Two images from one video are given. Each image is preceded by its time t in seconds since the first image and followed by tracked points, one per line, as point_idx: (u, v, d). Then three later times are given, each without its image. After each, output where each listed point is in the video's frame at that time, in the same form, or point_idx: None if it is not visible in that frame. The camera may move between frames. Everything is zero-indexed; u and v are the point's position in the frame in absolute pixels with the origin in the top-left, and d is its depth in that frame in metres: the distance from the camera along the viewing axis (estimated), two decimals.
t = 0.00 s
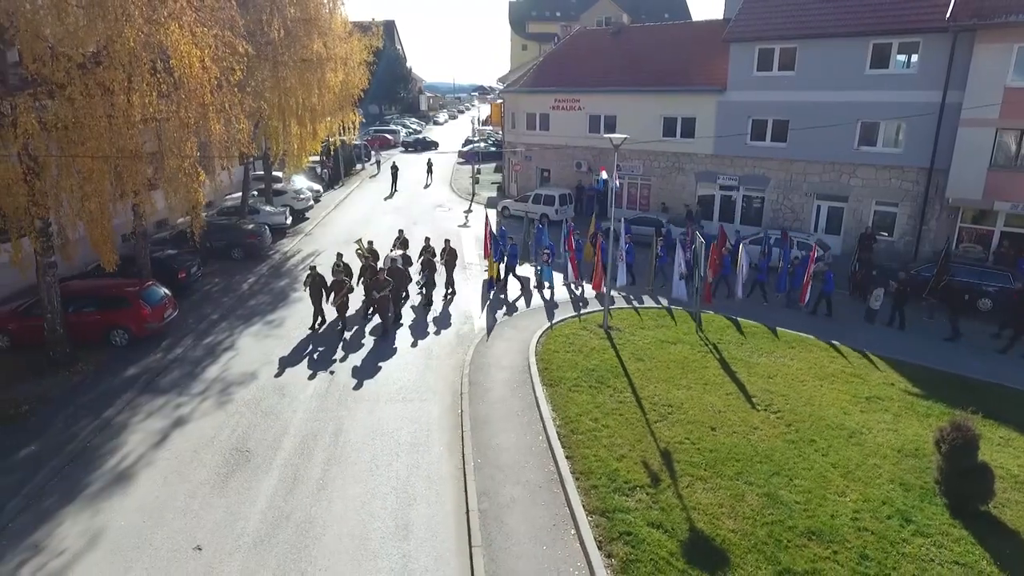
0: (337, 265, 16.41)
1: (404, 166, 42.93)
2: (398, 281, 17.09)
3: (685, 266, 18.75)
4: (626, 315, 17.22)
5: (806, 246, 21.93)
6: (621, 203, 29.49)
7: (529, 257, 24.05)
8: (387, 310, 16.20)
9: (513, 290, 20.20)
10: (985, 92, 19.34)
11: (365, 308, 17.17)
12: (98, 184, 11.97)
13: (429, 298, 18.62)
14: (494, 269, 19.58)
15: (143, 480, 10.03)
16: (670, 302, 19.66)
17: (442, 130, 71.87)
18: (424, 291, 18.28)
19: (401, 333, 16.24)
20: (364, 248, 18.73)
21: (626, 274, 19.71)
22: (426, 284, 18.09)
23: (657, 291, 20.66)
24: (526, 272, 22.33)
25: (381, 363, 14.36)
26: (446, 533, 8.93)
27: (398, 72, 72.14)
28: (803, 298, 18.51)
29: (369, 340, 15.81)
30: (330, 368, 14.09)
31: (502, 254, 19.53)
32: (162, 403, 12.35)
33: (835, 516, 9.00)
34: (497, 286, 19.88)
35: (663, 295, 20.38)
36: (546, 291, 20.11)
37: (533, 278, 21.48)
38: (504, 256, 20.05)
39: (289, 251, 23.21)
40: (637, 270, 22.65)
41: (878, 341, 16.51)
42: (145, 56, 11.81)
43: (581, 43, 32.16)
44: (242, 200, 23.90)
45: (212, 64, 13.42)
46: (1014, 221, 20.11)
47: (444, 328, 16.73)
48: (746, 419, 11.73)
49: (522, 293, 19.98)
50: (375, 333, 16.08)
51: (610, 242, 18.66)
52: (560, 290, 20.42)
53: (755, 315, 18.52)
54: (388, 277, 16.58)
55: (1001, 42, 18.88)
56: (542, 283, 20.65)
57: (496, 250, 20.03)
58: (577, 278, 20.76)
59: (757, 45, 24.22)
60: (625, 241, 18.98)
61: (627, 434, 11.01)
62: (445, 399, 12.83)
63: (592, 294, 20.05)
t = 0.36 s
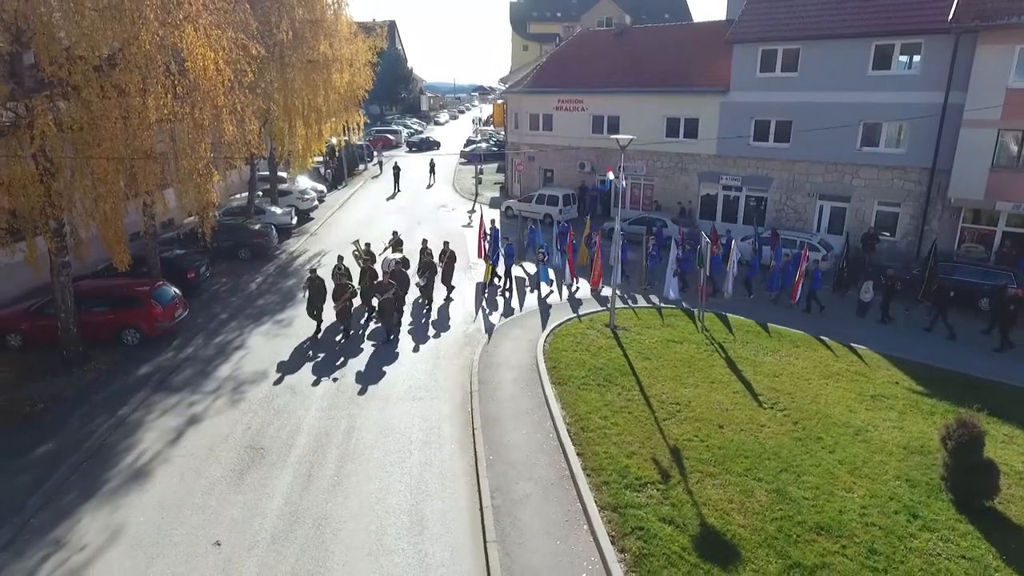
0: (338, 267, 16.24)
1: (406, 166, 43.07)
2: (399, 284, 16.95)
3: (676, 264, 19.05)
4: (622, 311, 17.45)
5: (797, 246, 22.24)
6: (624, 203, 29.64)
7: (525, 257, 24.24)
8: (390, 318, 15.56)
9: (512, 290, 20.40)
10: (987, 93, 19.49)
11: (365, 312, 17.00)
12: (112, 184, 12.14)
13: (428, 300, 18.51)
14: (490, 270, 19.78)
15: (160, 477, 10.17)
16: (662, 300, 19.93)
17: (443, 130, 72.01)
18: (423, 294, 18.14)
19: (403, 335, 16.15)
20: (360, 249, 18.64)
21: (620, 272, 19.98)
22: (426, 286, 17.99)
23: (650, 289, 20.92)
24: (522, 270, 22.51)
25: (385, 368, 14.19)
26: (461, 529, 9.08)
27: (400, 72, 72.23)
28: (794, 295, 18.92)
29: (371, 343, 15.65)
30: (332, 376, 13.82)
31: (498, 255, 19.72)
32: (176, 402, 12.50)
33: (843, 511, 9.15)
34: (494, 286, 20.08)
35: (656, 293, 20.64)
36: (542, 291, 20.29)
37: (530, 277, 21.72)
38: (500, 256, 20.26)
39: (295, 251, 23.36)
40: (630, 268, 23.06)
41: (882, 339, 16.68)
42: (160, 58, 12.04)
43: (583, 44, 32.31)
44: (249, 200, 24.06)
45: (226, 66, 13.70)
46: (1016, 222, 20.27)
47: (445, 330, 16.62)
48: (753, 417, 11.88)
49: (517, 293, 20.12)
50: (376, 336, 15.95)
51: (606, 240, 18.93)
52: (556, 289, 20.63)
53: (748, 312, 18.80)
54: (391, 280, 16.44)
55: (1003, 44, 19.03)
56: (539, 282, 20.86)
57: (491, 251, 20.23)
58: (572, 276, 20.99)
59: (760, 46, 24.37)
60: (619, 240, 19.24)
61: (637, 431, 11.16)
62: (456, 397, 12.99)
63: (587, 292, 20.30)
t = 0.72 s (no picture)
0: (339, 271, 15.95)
1: (408, 167, 43.21)
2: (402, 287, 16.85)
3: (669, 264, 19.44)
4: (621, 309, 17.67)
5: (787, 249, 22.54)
6: (628, 203, 29.77)
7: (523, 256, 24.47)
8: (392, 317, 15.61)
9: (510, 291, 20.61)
10: (990, 95, 19.64)
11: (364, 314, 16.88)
12: (125, 185, 12.28)
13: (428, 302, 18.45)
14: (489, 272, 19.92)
15: (177, 475, 10.32)
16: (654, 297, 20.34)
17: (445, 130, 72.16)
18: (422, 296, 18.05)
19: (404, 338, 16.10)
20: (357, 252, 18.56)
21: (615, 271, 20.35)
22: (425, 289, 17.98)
23: (645, 287, 21.29)
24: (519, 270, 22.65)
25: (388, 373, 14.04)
26: (476, 525, 9.21)
27: (401, 72, 72.36)
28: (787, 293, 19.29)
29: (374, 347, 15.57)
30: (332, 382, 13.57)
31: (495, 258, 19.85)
32: (189, 401, 12.65)
33: (852, 508, 9.28)
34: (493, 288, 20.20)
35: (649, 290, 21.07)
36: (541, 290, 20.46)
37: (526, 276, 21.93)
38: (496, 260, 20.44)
39: (301, 251, 23.49)
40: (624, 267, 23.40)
41: (886, 339, 16.81)
42: (177, 60, 12.30)
43: (586, 45, 32.45)
44: (255, 200, 24.21)
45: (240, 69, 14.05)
46: (1019, 222, 20.40)
47: (449, 331, 16.66)
48: (761, 416, 12.01)
49: (519, 293, 20.26)
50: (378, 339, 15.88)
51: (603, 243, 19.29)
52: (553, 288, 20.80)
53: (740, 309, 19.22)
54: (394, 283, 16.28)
55: (1005, 45, 19.18)
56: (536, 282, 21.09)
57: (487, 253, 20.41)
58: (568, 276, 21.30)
59: (763, 47, 24.52)
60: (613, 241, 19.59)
61: (646, 430, 11.28)
62: (467, 395, 13.12)
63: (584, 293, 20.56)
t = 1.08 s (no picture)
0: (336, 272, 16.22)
1: (411, 167, 43.37)
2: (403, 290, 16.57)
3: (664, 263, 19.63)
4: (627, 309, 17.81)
5: (780, 253, 22.74)
6: (631, 204, 29.93)
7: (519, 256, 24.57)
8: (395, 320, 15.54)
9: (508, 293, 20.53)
10: (993, 96, 19.78)
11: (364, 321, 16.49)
12: (140, 186, 12.41)
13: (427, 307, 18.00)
14: (490, 275, 19.68)
15: (192, 474, 10.50)
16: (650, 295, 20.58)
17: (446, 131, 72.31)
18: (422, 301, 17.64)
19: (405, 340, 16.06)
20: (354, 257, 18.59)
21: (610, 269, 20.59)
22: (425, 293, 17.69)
23: (640, 286, 21.50)
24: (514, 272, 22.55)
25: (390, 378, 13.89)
26: (489, 523, 9.34)
27: (403, 73, 72.49)
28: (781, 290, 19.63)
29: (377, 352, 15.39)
30: (334, 388, 13.37)
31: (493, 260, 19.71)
32: (201, 401, 12.87)
33: (861, 506, 9.40)
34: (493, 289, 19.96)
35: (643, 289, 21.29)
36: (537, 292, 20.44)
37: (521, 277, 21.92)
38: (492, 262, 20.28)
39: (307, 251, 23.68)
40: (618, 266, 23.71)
41: (890, 339, 16.96)
42: (192, 63, 12.44)
43: (589, 46, 32.58)
44: (261, 201, 24.40)
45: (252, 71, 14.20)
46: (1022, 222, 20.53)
47: (456, 331, 16.83)
48: (769, 415, 12.12)
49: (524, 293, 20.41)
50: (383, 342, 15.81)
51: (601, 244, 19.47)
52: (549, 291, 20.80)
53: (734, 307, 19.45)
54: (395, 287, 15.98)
55: (1009, 48, 19.32)
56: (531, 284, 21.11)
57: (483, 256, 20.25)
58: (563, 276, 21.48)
59: (767, 49, 24.65)
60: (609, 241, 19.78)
61: (656, 429, 11.40)
62: (477, 394, 13.26)
63: (582, 294, 20.55)
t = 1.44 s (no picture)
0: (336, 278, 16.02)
1: (413, 167, 43.46)
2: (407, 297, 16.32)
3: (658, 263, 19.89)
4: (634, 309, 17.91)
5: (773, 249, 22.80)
6: (634, 204, 30.01)
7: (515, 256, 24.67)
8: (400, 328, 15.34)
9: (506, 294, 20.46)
10: (996, 97, 19.90)
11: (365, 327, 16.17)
12: (150, 187, 12.52)
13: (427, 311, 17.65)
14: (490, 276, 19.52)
15: (206, 472, 10.62)
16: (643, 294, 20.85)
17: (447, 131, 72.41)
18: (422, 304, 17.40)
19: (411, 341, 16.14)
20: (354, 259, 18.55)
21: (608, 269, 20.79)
22: (426, 297, 17.50)
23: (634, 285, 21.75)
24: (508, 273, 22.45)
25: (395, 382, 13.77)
26: (501, 520, 9.45)
27: (403, 73, 72.54)
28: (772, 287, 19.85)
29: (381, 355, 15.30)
30: (343, 390, 13.42)
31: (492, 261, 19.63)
32: (212, 400, 12.99)
33: (869, 503, 9.51)
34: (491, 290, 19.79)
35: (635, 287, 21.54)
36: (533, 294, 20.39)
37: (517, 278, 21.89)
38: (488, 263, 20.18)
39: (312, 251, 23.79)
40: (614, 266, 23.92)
41: (894, 339, 17.06)
42: (204, 65, 12.60)
43: (591, 47, 32.69)
44: (265, 201, 24.51)
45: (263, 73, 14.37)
46: None
47: (463, 330, 16.92)
48: (776, 413, 12.23)
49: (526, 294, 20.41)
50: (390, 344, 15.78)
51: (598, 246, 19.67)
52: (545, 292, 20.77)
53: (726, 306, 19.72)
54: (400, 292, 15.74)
55: (1010, 49, 19.45)
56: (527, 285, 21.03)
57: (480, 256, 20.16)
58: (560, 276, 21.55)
59: (769, 50, 24.77)
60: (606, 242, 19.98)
61: (664, 427, 11.50)
62: (486, 394, 13.36)
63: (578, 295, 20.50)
